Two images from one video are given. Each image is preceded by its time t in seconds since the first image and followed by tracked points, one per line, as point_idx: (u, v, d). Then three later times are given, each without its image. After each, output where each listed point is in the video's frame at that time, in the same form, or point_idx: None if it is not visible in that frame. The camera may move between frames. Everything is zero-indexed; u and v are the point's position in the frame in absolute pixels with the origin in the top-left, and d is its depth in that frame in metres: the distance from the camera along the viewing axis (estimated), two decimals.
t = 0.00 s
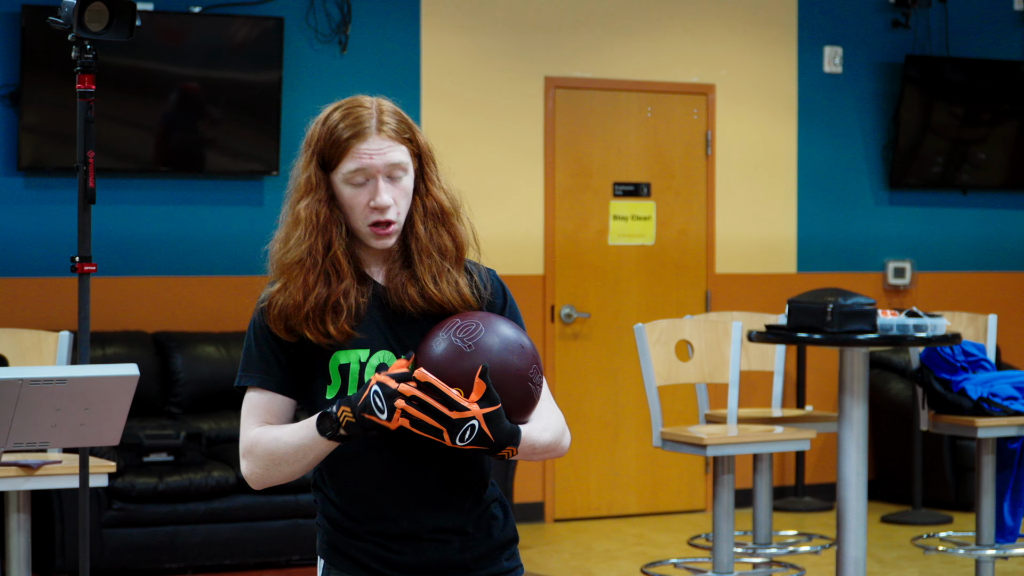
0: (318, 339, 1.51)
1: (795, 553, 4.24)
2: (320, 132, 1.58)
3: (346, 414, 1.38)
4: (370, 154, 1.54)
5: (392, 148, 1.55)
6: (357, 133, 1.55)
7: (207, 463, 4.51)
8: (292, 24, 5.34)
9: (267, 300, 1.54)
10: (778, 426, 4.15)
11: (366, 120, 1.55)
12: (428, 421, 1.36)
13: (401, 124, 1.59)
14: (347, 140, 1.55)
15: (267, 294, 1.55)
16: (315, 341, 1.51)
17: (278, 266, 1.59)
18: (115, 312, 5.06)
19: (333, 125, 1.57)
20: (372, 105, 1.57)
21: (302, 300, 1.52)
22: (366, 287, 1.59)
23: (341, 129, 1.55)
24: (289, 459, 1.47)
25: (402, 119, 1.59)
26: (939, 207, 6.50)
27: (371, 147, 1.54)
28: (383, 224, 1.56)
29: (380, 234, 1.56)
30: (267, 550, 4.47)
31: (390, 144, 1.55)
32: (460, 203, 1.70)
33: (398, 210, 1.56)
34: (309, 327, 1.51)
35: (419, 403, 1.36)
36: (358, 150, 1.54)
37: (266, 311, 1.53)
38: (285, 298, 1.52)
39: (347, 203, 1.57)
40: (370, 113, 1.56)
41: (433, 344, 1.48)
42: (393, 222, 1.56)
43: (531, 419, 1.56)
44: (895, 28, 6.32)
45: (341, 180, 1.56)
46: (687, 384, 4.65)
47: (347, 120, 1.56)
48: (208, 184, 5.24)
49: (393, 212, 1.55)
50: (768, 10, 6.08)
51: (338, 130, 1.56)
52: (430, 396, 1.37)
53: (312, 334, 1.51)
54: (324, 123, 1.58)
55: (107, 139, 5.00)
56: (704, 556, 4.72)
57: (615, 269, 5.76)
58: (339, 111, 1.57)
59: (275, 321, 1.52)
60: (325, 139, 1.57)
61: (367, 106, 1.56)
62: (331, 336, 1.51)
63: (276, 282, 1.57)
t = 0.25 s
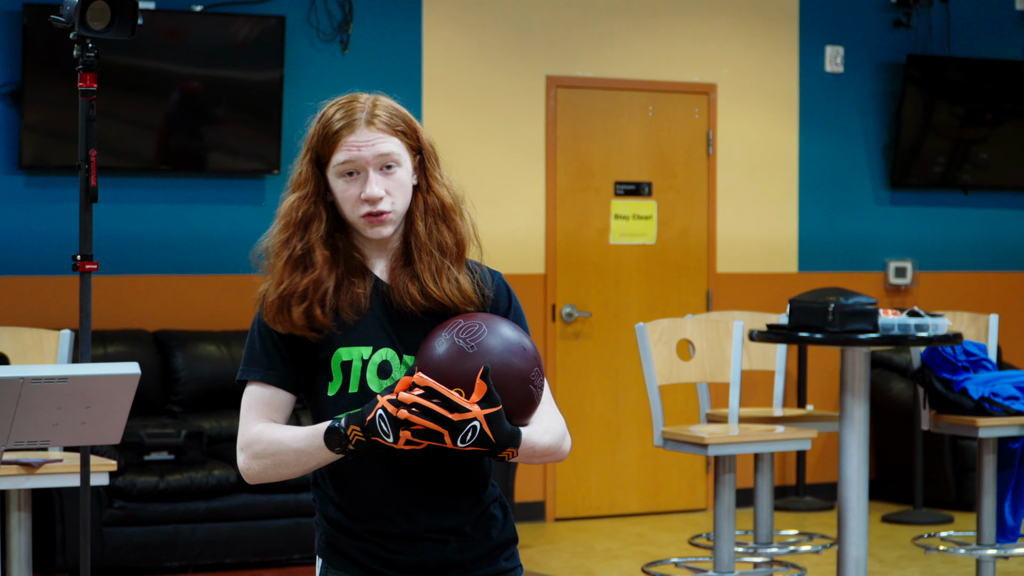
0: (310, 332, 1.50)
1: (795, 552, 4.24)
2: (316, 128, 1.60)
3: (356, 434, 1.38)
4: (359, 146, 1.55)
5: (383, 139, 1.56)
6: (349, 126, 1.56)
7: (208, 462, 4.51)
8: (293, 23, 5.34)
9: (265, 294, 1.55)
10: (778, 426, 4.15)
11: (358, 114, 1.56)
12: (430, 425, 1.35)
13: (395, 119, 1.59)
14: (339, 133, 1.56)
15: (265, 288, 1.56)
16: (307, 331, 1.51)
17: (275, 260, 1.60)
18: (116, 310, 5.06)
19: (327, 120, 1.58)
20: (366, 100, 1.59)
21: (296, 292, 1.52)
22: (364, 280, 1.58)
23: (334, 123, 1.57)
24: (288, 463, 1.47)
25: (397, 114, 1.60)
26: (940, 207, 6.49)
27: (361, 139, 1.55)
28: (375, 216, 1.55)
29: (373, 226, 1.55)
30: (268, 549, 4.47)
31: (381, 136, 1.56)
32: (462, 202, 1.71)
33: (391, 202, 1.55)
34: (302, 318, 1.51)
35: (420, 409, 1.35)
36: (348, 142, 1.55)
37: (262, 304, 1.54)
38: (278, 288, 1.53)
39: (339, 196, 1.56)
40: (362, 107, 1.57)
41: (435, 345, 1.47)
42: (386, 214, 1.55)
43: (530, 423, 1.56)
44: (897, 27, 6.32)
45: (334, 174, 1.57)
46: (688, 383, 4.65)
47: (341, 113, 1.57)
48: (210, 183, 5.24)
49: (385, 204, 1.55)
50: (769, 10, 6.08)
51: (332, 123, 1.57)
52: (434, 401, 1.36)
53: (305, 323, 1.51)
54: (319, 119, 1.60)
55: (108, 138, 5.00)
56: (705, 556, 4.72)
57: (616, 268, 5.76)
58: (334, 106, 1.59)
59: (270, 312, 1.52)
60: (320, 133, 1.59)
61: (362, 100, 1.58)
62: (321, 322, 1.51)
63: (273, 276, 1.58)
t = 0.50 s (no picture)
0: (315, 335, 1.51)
1: (796, 552, 4.24)
2: (328, 129, 1.59)
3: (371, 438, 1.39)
4: (370, 150, 1.53)
5: (394, 144, 1.54)
6: (360, 129, 1.54)
7: (209, 461, 4.50)
8: (294, 22, 5.34)
9: (274, 293, 1.56)
10: (778, 426, 4.15)
11: (369, 117, 1.55)
12: (437, 431, 1.36)
13: (408, 122, 1.57)
14: (350, 136, 1.55)
15: (275, 286, 1.57)
16: (313, 334, 1.51)
17: (286, 259, 1.60)
18: (116, 309, 5.06)
19: (339, 122, 1.57)
20: (378, 103, 1.57)
21: (304, 294, 1.54)
22: (374, 281, 1.58)
23: (345, 126, 1.55)
24: (297, 461, 1.48)
25: (410, 115, 1.58)
26: (941, 206, 6.49)
27: (371, 143, 1.54)
28: (385, 221, 1.54)
29: (384, 230, 1.55)
30: (268, 548, 4.47)
31: (392, 140, 1.54)
32: (475, 202, 1.69)
33: (401, 206, 1.54)
34: (309, 319, 1.52)
35: (427, 417, 1.36)
36: (359, 146, 1.54)
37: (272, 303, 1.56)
38: (287, 289, 1.55)
39: (350, 200, 1.56)
40: (373, 109, 1.55)
41: (443, 349, 1.47)
42: (396, 219, 1.54)
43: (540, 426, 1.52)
44: (897, 27, 6.31)
45: (344, 176, 1.56)
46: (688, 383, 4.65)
47: (352, 115, 1.56)
48: (210, 182, 5.24)
49: (395, 209, 1.53)
50: (770, 10, 6.08)
51: (343, 125, 1.56)
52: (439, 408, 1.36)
53: (311, 325, 1.52)
54: (332, 120, 1.59)
55: (109, 136, 5.01)
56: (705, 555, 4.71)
57: (617, 267, 5.76)
58: (346, 108, 1.58)
59: (278, 312, 1.53)
60: (331, 135, 1.58)
61: (374, 103, 1.56)
62: (325, 327, 1.51)
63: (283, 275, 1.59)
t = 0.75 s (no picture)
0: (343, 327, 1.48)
1: (797, 547, 4.24)
2: (357, 118, 1.56)
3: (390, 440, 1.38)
4: (400, 139, 1.50)
5: (424, 134, 1.51)
6: (390, 119, 1.51)
7: (209, 456, 4.49)
8: (295, 17, 5.34)
9: (300, 285, 1.54)
10: (779, 421, 4.14)
11: (399, 105, 1.51)
12: (461, 436, 1.34)
13: (438, 112, 1.54)
14: (380, 125, 1.52)
15: (300, 278, 1.54)
16: (338, 326, 1.49)
17: (311, 250, 1.57)
18: (116, 304, 5.06)
19: (368, 111, 1.54)
20: (408, 92, 1.53)
21: (330, 286, 1.51)
22: (400, 275, 1.54)
23: (375, 114, 1.52)
24: (315, 459, 1.47)
25: (440, 105, 1.55)
26: (942, 201, 6.48)
27: (402, 132, 1.50)
28: (414, 210, 1.50)
29: (412, 221, 1.51)
30: (268, 542, 4.47)
31: (422, 130, 1.51)
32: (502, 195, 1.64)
33: (431, 196, 1.50)
34: (336, 312, 1.49)
35: (452, 423, 1.34)
36: (389, 135, 1.51)
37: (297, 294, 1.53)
38: (313, 281, 1.51)
39: (378, 190, 1.52)
40: (404, 98, 1.52)
41: (467, 348, 1.43)
42: (426, 209, 1.50)
43: (564, 424, 1.48)
44: (898, 22, 6.30)
45: (373, 165, 1.53)
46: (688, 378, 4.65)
47: (382, 104, 1.53)
48: (211, 177, 5.24)
49: (425, 199, 1.50)
50: (770, 4, 6.07)
51: (372, 114, 1.53)
52: (461, 413, 1.35)
53: (336, 317, 1.49)
54: (361, 109, 1.55)
55: (109, 131, 5.00)
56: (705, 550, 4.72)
57: (617, 262, 5.76)
58: (375, 97, 1.54)
59: (303, 304, 1.51)
60: (360, 124, 1.54)
61: (404, 91, 1.53)
62: (352, 319, 1.48)
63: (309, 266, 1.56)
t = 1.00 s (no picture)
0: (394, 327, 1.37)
1: (795, 539, 4.23)
2: (419, 112, 1.44)
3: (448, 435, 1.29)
4: (472, 141, 1.39)
5: (494, 136, 1.40)
6: (459, 119, 1.40)
7: (206, 448, 4.49)
8: (291, 9, 5.32)
9: (349, 280, 1.41)
10: (777, 412, 4.13)
11: (468, 106, 1.40)
12: (517, 431, 1.27)
13: (505, 111, 1.43)
14: (448, 125, 1.40)
15: (350, 274, 1.42)
16: (392, 327, 1.37)
17: (362, 246, 1.44)
18: (112, 296, 5.04)
19: (432, 109, 1.42)
20: (475, 90, 1.42)
21: (385, 285, 1.38)
22: (453, 273, 1.44)
23: (441, 113, 1.41)
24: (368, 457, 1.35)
25: (507, 105, 1.44)
26: (939, 192, 6.48)
27: (473, 134, 1.39)
28: (478, 212, 1.40)
29: (473, 221, 1.41)
30: (265, 534, 4.47)
31: (493, 132, 1.40)
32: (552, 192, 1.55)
33: (496, 199, 1.41)
34: (389, 312, 1.37)
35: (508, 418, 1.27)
36: (460, 136, 1.40)
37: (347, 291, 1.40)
38: (366, 278, 1.39)
39: (441, 188, 1.41)
40: (473, 97, 1.41)
41: (519, 345, 1.35)
42: (489, 210, 1.41)
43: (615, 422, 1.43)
44: (895, 13, 6.29)
45: (437, 165, 1.41)
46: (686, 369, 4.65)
47: (447, 101, 1.41)
48: (206, 168, 5.22)
49: (490, 201, 1.40)
50: None
51: (438, 111, 1.41)
52: (519, 407, 1.27)
53: (390, 318, 1.37)
54: (423, 104, 1.43)
55: (105, 123, 4.98)
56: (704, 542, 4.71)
57: (614, 254, 5.75)
58: (439, 93, 1.43)
59: (354, 302, 1.38)
60: (425, 120, 1.42)
61: (471, 90, 1.42)
62: (406, 320, 1.37)
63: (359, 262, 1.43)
